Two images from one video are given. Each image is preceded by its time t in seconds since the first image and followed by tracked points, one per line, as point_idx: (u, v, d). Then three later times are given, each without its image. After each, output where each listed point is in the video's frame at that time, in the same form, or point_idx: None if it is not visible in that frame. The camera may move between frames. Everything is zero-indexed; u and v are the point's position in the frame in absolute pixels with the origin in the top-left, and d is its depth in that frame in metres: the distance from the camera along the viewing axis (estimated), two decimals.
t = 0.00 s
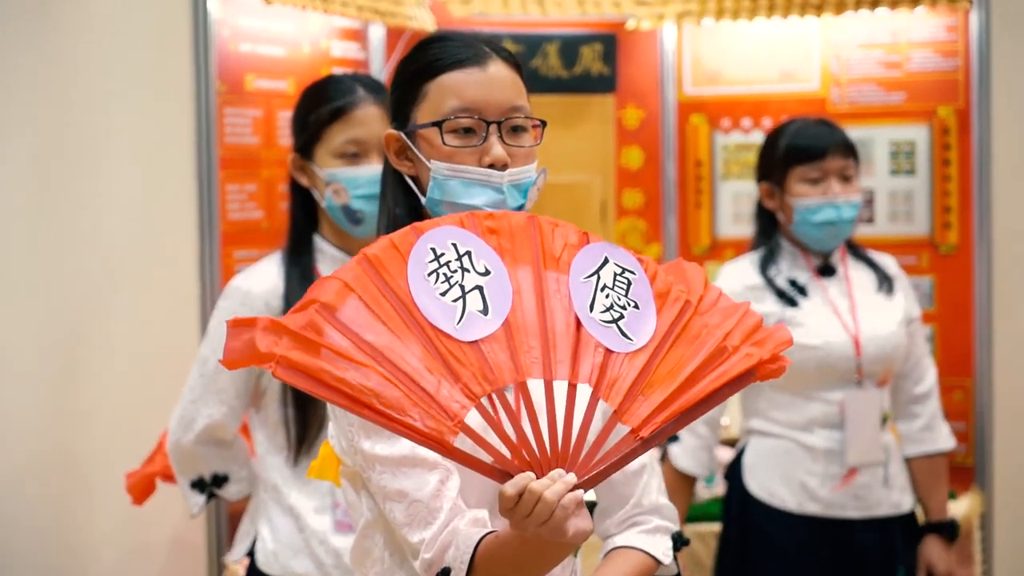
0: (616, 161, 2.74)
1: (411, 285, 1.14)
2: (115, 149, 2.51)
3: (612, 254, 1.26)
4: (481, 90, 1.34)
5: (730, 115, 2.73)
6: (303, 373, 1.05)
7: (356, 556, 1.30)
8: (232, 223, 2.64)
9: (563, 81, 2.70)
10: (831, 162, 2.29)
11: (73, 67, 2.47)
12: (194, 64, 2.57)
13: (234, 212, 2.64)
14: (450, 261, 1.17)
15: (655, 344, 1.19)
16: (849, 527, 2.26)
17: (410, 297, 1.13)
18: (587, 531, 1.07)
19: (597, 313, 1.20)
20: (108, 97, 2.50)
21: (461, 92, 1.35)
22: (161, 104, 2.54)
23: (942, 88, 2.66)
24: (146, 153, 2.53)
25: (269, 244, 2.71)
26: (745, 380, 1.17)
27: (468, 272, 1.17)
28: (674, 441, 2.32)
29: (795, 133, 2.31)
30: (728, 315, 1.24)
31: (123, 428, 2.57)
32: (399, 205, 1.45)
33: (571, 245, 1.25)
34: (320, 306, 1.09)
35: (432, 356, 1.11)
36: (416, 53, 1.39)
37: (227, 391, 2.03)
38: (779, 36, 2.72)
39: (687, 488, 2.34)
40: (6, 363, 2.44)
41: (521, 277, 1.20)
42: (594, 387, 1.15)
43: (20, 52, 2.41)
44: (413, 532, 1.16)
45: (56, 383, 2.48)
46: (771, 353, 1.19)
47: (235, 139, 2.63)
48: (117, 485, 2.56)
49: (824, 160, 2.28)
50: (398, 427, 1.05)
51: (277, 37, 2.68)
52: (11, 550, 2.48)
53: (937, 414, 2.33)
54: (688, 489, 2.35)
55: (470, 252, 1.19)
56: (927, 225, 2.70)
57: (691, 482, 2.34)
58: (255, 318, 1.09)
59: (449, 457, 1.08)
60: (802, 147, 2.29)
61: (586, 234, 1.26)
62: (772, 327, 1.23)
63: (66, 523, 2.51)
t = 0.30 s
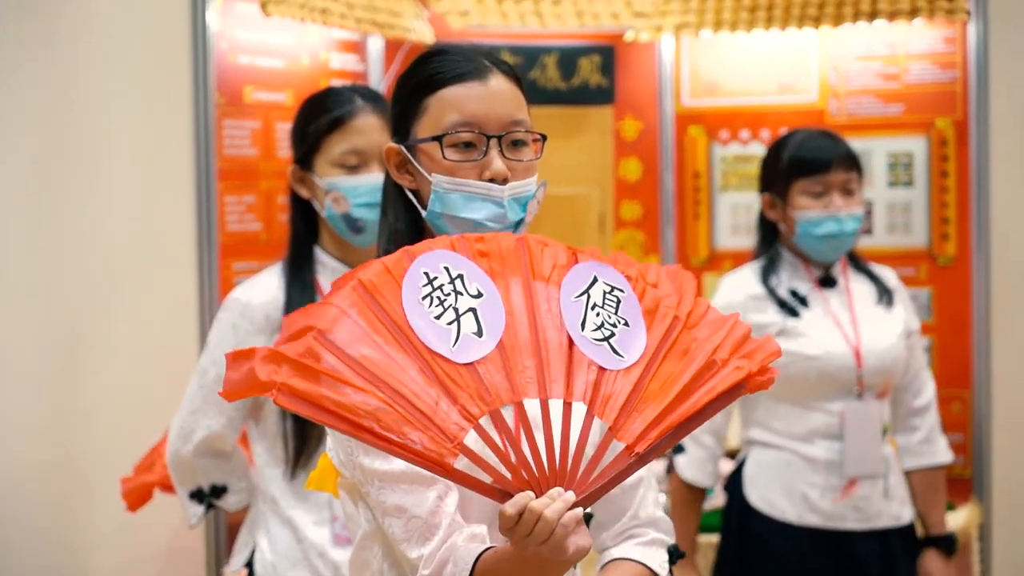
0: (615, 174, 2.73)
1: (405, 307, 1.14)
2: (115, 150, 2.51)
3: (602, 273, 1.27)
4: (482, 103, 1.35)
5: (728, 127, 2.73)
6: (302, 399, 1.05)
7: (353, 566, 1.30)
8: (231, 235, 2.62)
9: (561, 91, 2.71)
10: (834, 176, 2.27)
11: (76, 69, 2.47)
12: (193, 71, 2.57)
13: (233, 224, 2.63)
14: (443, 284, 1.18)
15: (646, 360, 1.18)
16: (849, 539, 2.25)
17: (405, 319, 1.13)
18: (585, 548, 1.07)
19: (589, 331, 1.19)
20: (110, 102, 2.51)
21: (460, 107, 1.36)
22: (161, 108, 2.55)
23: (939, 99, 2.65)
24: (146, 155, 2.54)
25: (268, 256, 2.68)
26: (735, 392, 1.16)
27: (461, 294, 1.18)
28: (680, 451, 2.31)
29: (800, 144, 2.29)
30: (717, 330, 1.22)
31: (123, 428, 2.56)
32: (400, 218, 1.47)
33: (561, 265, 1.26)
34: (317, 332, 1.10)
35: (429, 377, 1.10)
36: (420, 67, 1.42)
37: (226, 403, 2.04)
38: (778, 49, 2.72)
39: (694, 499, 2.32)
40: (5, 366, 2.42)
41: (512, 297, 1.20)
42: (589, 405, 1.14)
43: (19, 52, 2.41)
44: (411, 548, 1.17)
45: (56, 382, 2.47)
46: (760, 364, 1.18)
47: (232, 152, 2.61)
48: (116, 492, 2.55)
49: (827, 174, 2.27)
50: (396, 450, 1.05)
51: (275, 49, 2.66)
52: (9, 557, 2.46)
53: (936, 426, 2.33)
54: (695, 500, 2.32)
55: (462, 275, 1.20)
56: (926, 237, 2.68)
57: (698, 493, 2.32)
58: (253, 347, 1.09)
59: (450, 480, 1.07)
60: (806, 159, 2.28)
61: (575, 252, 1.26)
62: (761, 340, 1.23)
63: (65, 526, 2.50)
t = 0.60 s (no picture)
0: (610, 187, 2.74)
1: (396, 317, 1.17)
2: (112, 153, 2.51)
3: (595, 278, 1.27)
4: (477, 118, 1.36)
5: (724, 138, 2.74)
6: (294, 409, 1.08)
7: None
8: (227, 247, 2.56)
9: (556, 104, 2.71)
10: (831, 189, 2.28)
11: (77, 74, 2.48)
12: (188, 79, 2.53)
13: (229, 237, 2.57)
14: (433, 292, 1.21)
15: (638, 366, 1.20)
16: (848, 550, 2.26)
17: (396, 330, 1.16)
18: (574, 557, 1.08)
19: (581, 337, 1.21)
20: (108, 110, 2.50)
21: (455, 122, 1.36)
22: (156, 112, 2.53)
23: (933, 112, 2.64)
24: (145, 158, 2.53)
25: (264, 268, 2.62)
26: (728, 398, 1.18)
27: (452, 302, 1.20)
28: (680, 463, 2.30)
29: (796, 156, 2.29)
30: (712, 332, 1.24)
31: (123, 428, 2.55)
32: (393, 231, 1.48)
33: (553, 271, 1.26)
34: (307, 343, 1.12)
35: (419, 386, 1.13)
36: (414, 81, 1.41)
37: (219, 416, 2.03)
38: (773, 61, 2.72)
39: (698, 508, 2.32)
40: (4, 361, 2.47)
41: (505, 305, 1.22)
42: (580, 411, 1.17)
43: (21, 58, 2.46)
44: (405, 557, 1.18)
45: (56, 383, 2.49)
46: (752, 370, 1.20)
47: (229, 164, 2.55)
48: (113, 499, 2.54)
49: (824, 187, 2.27)
50: (388, 459, 1.07)
51: (271, 61, 2.59)
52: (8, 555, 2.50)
53: (932, 438, 2.31)
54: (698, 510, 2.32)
55: (453, 283, 1.22)
56: (920, 248, 2.68)
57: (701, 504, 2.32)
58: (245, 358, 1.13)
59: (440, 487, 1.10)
60: (802, 172, 2.28)
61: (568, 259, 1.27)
62: (754, 344, 1.25)
63: (63, 528, 2.52)
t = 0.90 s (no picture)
0: (555, 211, 2.74)
1: (334, 327, 1.16)
2: (61, 170, 2.51)
3: (533, 292, 1.27)
4: (417, 145, 1.39)
5: (668, 163, 2.74)
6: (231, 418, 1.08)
7: None
8: (169, 272, 2.52)
9: (501, 129, 2.71)
10: (773, 212, 2.29)
11: (22, 90, 2.50)
12: (130, 101, 2.49)
13: (171, 261, 2.52)
14: (371, 304, 1.19)
15: (575, 380, 1.21)
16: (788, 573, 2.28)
17: (334, 340, 1.15)
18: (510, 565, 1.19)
19: (519, 350, 1.21)
20: (57, 127, 2.51)
21: (395, 148, 1.39)
22: (103, 131, 2.51)
23: (876, 137, 2.62)
24: (91, 173, 2.52)
25: (208, 293, 2.58)
26: (663, 413, 1.19)
27: (390, 314, 1.19)
28: (622, 488, 2.31)
29: (737, 181, 2.31)
30: (650, 348, 1.25)
31: (68, 446, 2.55)
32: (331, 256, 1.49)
33: (491, 285, 1.25)
34: (245, 351, 1.12)
35: (356, 396, 1.13)
36: (355, 106, 1.44)
37: (160, 442, 1.99)
38: (718, 87, 2.73)
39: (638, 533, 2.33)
40: None
41: (443, 320, 1.21)
42: (518, 423, 1.17)
43: None
44: None
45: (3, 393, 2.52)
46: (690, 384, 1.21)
47: (172, 189, 2.51)
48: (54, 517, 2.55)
49: (766, 210, 2.29)
50: (324, 467, 1.08)
51: (216, 84, 2.56)
52: None
53: (872, 462, 2.33)
54: (638, 536, 2.33)
55: (391, 294, 1.21)
56: (863, 273, 2.65)
57: (640, 530, 2.33)
58: (180, 363, 1.10)
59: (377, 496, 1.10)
60: (742, 199, 2.29)
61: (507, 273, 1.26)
62: (693, 358, 1.25)
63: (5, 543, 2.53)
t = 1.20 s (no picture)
0: (433, 224, 2.72)
1: (202, 352, 1.20)
2: None
3: (402, 316, 1.32)
4: (282, 165, 1.45)
5: (546, 176, 2.75)
6: (94, 443, 1.11)
7: None
8: (41, 285, 2.53)
9: (379, 141, 2.70)
10: (648, 225, 2.32)
11: None
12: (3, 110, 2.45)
13: (44, 274, 2.53)
14: (240, 327, 1.23)
15: (443, 406, 1.27)
16: None
17: (202, 365, 1.19)
18: None
19: (387, 375, 1.27)
20: None
21: (259, 167, 1.45)
22: None
23: (752, 150, 2.68)
24: None
25: (78, 307, 2.61)
26: (530, 439, 1.26)
27: (258, 337, 1.24)
28: (493, 501, 2.35)
29: (613, 195, 2.33)
30: (514, 374, 1.32)
31: None
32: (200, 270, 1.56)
33: (362, 307, 1.30)
34: (111, 375, 1.15)
35: (224, 422, 1.18)
36: (221, 122, 1.50)
37: (32, 457, 1.87)
38: (594, 101, 2.73)
39: (508, 546, 2.37)
40: None
41: (312, 345, 1.26)
42: (385, 448, 1.24)
43: None
44: None
45: None
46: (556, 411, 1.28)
47: (45, 201, 2.52)
48: None
49: (642, 223, 2.31)
50: (191, 494, 1.12)
51: (88, 96, 2.59)
52: None
53: (746, 472, 2.38)
54: (509, 548, 2.37)
55: (260, 318, 1.25)
56: (738, 285, 2.71)
57: (510, 543, 2.37)
58: (45, 386, 1.12)
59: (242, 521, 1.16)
60: (618, 214, 2.31)
61: (376, 296, 1.31)
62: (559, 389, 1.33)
63: None
